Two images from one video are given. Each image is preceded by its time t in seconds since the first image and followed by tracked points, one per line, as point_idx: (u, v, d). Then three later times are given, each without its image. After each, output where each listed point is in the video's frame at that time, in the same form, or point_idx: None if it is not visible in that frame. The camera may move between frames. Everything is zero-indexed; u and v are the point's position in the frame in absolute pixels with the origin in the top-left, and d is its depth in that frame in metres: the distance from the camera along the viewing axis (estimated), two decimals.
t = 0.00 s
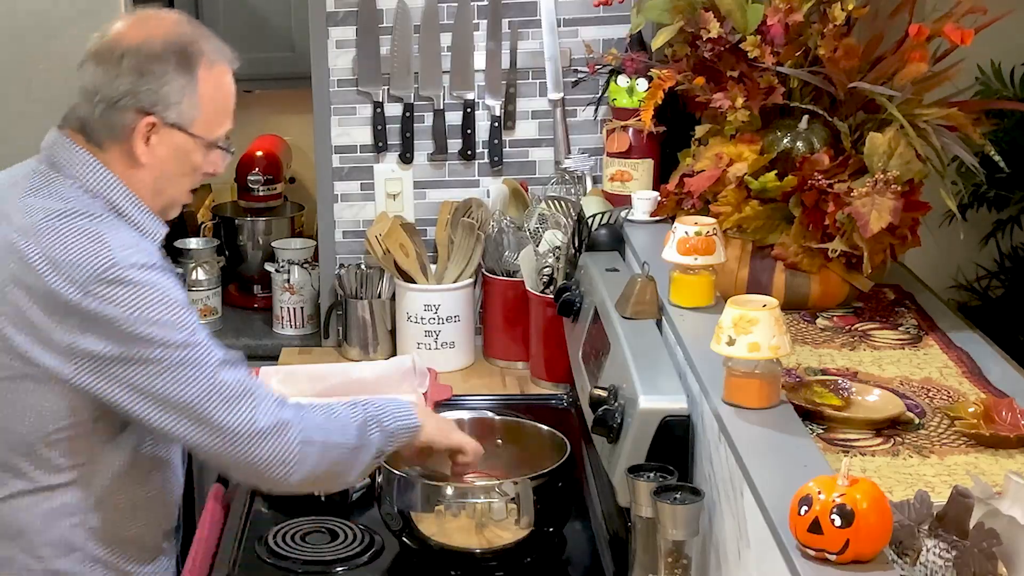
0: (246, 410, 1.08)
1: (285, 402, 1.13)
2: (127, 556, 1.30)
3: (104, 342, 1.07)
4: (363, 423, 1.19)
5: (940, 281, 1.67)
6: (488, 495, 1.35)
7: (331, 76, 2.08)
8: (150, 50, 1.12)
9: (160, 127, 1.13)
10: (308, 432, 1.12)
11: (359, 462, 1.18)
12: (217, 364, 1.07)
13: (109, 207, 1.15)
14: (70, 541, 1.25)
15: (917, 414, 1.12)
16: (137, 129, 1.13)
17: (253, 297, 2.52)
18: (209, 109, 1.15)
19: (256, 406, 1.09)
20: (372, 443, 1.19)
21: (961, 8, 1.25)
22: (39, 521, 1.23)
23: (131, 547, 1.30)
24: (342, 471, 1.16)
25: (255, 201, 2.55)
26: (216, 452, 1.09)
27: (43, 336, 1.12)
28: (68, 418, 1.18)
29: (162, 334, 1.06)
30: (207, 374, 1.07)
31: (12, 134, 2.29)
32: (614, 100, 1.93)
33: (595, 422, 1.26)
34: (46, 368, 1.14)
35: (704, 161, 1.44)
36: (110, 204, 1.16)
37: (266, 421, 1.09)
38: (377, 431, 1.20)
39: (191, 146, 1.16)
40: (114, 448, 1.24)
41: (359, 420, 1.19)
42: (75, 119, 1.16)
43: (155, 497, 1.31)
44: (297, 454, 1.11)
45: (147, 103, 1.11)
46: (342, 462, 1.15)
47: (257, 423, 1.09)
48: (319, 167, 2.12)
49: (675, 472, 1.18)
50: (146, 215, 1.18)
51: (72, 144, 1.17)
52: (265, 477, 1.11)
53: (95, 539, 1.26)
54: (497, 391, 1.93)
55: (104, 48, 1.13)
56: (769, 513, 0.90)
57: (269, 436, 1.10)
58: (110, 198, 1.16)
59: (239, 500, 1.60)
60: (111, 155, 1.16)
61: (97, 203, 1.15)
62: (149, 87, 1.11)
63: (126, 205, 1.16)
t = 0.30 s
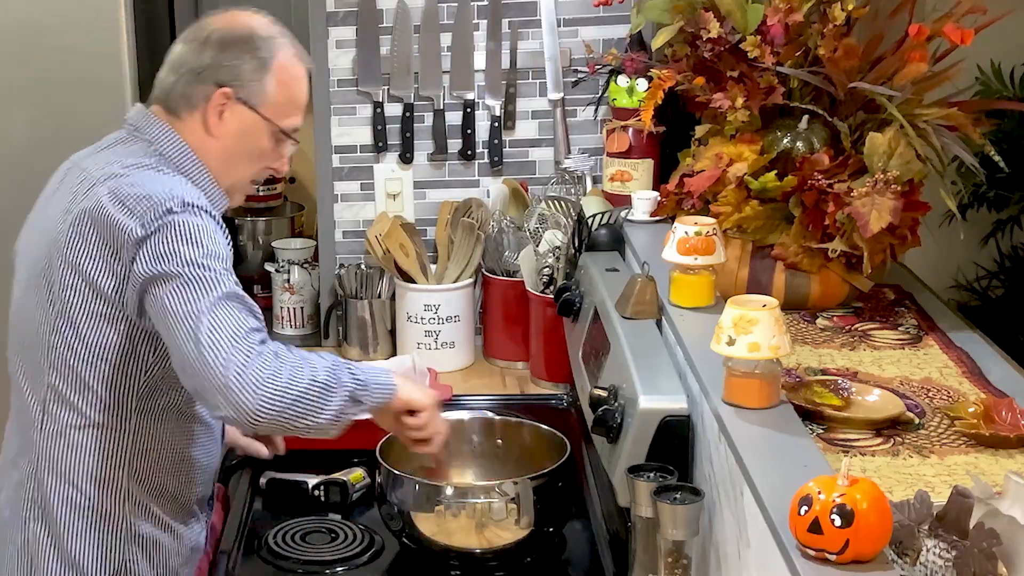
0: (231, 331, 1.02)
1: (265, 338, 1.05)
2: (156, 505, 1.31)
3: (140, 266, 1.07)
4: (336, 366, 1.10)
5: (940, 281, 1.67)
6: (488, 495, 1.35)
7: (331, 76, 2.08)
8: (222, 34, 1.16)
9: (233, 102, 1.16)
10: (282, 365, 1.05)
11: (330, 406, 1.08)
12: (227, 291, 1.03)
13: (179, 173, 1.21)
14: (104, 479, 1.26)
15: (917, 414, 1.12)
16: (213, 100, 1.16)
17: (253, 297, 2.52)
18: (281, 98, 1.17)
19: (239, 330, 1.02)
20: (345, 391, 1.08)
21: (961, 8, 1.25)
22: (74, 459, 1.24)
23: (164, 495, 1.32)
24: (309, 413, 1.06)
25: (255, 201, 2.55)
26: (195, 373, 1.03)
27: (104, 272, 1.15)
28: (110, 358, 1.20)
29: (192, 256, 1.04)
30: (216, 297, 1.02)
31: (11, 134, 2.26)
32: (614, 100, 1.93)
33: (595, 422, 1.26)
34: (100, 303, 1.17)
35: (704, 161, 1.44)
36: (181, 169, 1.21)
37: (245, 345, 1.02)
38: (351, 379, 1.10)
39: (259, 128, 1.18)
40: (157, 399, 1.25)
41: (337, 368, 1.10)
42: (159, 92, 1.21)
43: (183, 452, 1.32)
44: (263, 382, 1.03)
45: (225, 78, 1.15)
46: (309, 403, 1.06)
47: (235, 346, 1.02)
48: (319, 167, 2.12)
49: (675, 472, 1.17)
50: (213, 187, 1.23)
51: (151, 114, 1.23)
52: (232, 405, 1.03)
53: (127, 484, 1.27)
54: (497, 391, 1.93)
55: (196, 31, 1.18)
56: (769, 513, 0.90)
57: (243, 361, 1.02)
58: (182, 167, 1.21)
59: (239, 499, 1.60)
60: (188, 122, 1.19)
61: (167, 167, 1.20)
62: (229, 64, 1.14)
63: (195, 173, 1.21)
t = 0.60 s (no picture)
0: (231, 354, 1.02)
1: (264, 359, 1.05)
2: (167, 506, 1.34)
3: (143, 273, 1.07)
4: (334, 387, 1.10)
5: (940, 281, 1.67)
6: (488, 495, 1.35)
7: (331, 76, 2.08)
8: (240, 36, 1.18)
9: (253, 103, 1.19)
10: (279, 392, 1.04)
11: (324, 427, 1.08)
12: (231, 311, 1.03)
13: (195, 175, 1.24)
14: (114, 479, 1.29)
15: (917, 414, 1.12)
16: (231, 100, 1.19)
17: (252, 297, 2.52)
18: (302, 100, 1.20)
19: (240, 358, 1.02)
20: (340, 411, 1.09)
21: (961, 8, 1.25)
22: (84, 457, 1.28)
23: (176, 498, 1.35)
24: (303, 434, 1.06)
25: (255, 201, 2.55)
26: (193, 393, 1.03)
27: (115, 270, 1.18)
28: (121, 360, 1.23)
29: (197, 270, 1.04)
30: (220, 317, 1.03)
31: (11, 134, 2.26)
32: (614, 100, 1.93)
33: (595, 422, 1.26)
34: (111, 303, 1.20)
35: (704, 161, 1.44)
36: (197, 170, 1.24)
37: (244, 371, 1.02)
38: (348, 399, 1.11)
39: (279, 128, 1.20)
40: (168, 400, 1.28)
41: (332, 387, 1.10)
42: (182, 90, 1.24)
43: (195, 456, 1.34)
44: (259, 408, 1.03)
45: (245, 77, 1.17)
46: (304, 424, 1.06)
47: (233, 371, 1.02)
48: (319, 167, 2.12)
49: (675, 472, 1.18)
50: (228, 187, 1.26)
51: (174, 113, 1.25)
52: (224, 427, 1.03)
53: (137, 484, 1.30)
54: (497, 391, 1.93)
55: (221, 31, 1.21)
56: (769, 513, 0.90)
57: (241, 386, 1.02)
58: (201, 169, 1.24)
59: (239, 497, 1.60)
60: (208, 123, 1.23)
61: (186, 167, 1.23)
62: (249, 64, 1.17)
63: (211, 173, 1.25)
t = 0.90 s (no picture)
0: (245, 392, 1.05)
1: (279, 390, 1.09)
2: (174, 520, 1.35)
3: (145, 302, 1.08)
4: (347, 413, 1.14)
5: (940, 281, 1.67)
6: (488, 495, 1.35)
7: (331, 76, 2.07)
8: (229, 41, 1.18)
9: (246, 113, 1.19)
10: (295, 425, 1.08)
11: (341, 454, 1.12)
12: (237, 347, 1.05)
13: (190, 186, 1.23)
14: (120, 497, 1.29)
15: (918, 414, 1.12)
16: (224, 111, 1.19)
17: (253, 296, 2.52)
18: (298, 108, 1.20)
19: (254, 393, 1.05)
20: (353, 437, 1.13)
21: (961, 8, 1.25)
22: (88, 476, 1.28)
23: (183, 511, 1.36)
24: (322, 462, 1.11)
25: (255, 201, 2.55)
26: (210, 433, 1.06)
27: (113, 291, 1.18)
28: (121, 380, 1.23)
29: (200, 303, 1.05)
30: (230, 354, 1.05)
31: (11, 134, 2.27)
32: (614, 100, 1.93)
33: (595, 422, 1.26)
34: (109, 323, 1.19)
35: (704, 161, 1.44)
36: (192, 181, 1.23)
37: (260, 409, 1.05)
38: (361, 423, 1.14)
39: (272, 138, 1.21)
40: (170, 417, 1.28)
41: (344, 414, 1.13)
42: (175, 99, 1.24)
43: (199, 469, 1.35)
44: (279, 445, 1.07)
45: (237, 87, 1.17)
46: (319, 454, 1.10)
47: (249, 410, 1.05)
48: (319, 167, 2.12)
49: (675, 472, 1.17)
50: (224, 199, 1.25)
51: (166, 124, 1.25)
52: (246, 466, 1.06)
53: (143, 501, 1.30)
54: (497, 391, 1.93)
55: (214, 36, 1.21)
56: (769, 513, 0.90)
57: (258, 426, 1.05)
58: (197, 181, 1.23)
59: (239, 497, 1.60)
60: (201, 135, 1.22)
61: (182, 181, 1.22)
62: (241, 74, 1.17)
63: (206, 184, 1.24)
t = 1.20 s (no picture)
0: (243, 407, 1.07)
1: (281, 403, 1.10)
2: (164, 530, 1.34)
3: (130, 320, 1.08)
4: (355, 426, 1.15)
5: (940, 281, 1.67)
6: (488, 495, 1.35)
7: (331, 76, 2.07)
8: (208, 45, 1.18)
9: (226, 120, 1.18)
10: (301, 438, 1.10)
11: (348, 468, 1.14)
12: (233, 361, 1.07)
13: (173, 194, 1.22)
14: (107, 508, 1.29)
15: (918, 414, 1.12)
16: (203, 119, 1.18)
17: (253, 296, 2.52)
18: (284, 110, 1.20)
19: (256, 412, 1.07)
20: (363, 453, 1.15)
21: (961, 8, 1.25)
22: (75, 489, 1.28)
23: (173, 521, 1.35)
24: (330, 477, 1.13)
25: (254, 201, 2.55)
26: (212, 448, 1.08)
27: (93, 308, 1.17)
28: (109, 394, 1.23)
29: (188, 321, 1.06)
30: (225, 370, 1.06)
31: (11, 134, 2.27)
32: (614, 100, 1.93)
33: (595, 422, 1.26)
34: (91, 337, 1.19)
35: (704, 161, 1.44)
36: (175, 190, 1.23)
37: (262, 421, 1.08)
38: (371, 438, 1.16)
39: (254, 143, 1.20)
40: (158, 429, 1.27)
41: (354, 428, 1.15)
42: (154, 105, 1.23)
43: (189, 479, 1.34)
44: (285, 460, 1.09)
45: (216, 95, 1.17)
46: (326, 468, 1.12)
47: (251, 426, 1.07)
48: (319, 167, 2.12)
49: (675, 472, 1.17)
50: (208, 207, 1.25)
51: (149, 130, 1.24)
52: (251, 481, 1.09)
53: (131, 513, 1.30)
54: (497, 391, 1.93)
55: (193, 40, 1.20)
56: (769, 512, 0.90)
57: (263, 442, 1.08)
58: (179, 188, 1.23)
59: (239, 497, 1.61)
60: (180, 141, 1.22)
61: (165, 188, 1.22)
62: (220, 81, 1.17)
63: (190, 191, 1.23)
